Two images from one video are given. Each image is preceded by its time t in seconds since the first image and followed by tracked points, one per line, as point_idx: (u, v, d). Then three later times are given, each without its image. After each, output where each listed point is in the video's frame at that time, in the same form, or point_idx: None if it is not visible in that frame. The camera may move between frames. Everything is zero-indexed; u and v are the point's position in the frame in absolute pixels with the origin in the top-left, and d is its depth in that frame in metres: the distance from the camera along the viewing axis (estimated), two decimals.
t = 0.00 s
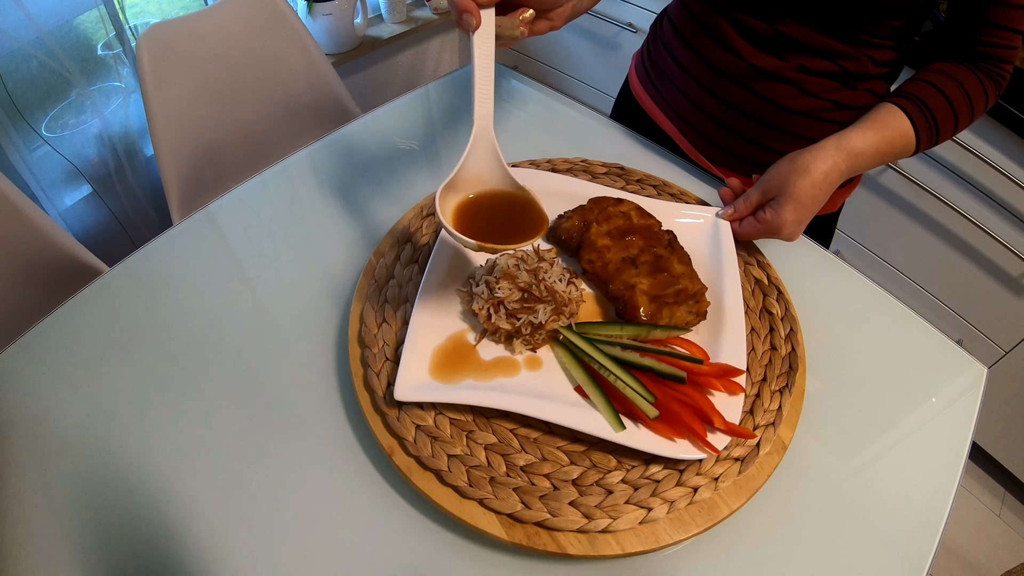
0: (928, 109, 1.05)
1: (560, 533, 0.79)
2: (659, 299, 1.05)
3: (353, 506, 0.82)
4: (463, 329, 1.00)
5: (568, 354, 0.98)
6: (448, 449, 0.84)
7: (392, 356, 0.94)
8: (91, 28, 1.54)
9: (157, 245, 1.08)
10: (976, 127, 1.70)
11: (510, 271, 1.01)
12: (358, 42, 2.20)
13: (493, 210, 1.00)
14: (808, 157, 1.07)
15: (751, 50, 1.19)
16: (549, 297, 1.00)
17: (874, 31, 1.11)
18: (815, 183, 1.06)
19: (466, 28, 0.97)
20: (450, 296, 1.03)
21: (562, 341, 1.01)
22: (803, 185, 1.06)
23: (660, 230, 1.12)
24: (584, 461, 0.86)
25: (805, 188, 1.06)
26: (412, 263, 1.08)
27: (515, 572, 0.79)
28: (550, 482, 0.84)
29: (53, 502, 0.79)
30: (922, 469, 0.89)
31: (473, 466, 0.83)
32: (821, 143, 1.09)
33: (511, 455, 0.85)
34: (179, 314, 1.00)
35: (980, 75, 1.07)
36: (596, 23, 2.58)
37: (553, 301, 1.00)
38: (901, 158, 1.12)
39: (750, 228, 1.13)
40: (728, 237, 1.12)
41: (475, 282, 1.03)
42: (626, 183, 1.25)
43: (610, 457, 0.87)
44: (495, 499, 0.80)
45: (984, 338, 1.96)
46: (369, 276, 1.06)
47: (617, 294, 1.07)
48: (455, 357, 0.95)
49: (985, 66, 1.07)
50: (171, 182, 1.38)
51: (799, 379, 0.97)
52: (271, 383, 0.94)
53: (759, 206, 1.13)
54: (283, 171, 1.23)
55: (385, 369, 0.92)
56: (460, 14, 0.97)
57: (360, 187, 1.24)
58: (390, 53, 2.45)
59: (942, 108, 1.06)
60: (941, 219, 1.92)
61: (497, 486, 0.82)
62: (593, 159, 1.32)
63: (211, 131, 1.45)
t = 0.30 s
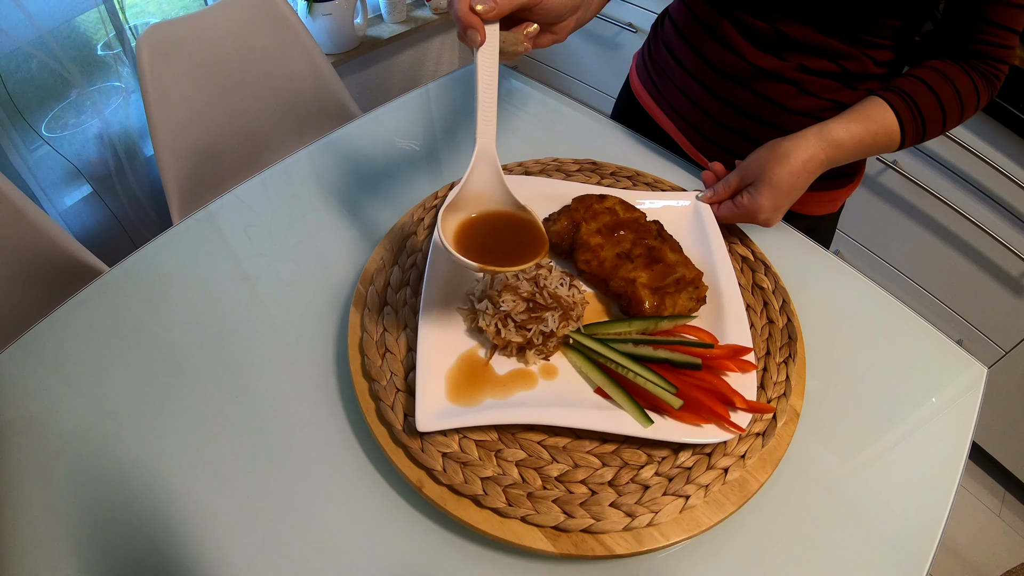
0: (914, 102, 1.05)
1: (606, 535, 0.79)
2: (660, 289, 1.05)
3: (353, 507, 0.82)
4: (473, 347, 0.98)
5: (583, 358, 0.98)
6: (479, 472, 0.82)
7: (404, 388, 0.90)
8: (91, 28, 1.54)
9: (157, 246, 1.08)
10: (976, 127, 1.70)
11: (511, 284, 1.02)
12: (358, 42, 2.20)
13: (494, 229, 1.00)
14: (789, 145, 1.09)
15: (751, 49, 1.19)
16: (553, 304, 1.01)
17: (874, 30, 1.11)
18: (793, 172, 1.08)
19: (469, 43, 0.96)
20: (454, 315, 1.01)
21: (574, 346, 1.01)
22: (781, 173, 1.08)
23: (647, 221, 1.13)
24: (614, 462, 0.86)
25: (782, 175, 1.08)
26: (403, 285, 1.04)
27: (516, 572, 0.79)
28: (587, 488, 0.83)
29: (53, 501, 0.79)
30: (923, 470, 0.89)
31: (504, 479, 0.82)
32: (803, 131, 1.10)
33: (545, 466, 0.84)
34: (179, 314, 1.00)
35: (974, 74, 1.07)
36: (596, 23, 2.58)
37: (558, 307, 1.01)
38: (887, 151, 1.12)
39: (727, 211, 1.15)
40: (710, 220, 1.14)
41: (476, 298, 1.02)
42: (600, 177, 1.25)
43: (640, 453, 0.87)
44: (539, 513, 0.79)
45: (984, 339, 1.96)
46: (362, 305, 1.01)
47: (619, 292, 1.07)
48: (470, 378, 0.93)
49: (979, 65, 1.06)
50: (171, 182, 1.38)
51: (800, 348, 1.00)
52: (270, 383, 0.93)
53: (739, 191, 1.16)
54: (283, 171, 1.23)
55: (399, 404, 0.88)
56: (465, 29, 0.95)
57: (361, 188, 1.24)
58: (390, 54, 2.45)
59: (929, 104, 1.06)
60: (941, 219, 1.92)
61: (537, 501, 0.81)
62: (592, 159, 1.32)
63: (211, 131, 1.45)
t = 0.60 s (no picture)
0: (899, 99, 1.05)
1: (652, 528, 0.80)
2: (660, 278, 1.06)
3: (353, 507, 0.82)
4: (487, 365, 0.96)
5: (598, 358, 0.99)
6: (519, 490, 0.81)
7: (426, 418, 0.87)
8: (91, 28, 1.54)
9: (157, 246, 1.08)
10: (976, 127, 1.70)
11: (515, 294, 1.00)
12: (358, 41, 2.20)
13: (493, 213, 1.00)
14: (767, 135, 1.09)
15: (751, 50, 1.19)
16: (561, 311, 0.99)
17: (872, 30, 1.10)
18: (767, 162, 1.09)
19: (472, 32, 0.96)
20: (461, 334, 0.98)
21: (587, 347, 1.01)
22: (757, 164, 1.10)
23: (630, 213, 1.14)
24: (645, 460, 0.86)
25: (758, 166, 1.09)
26: (400, 311, 1.00)
27: (516, 572, 0.79)
28: (625, 486, 0.84)
29: (53, 501, 0.79)
30: (922, 470, 0.89)
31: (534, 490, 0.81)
32: (784, 121, 1.11)
33: (581, 473, 0.84)
34: (178, 314, 1.00)
35: (963, 73, 1.07)
36: (596, 23, 2.58)
37: (566, 313, 1.00)
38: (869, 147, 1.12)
39: (703, 196, 1.18)
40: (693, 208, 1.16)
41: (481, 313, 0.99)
42: (573, 176, 1.25)
43: (669, 443, 0.89)
44: (585, 520, 0.79)
45: (984, 339, 1.96)
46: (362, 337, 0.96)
47: (620, 288, 1.08)
48: (489, 398, 0.91)
49: (970, 63, 1.06)
50: (170, 182, 1.38)
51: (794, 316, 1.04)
52: (270, 383, 0.94)
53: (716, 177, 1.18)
54: (283, 171, 1.23)
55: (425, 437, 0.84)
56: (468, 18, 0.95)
57: (361, 187, 1.24)
58: (390, 54, 2.45)
59: (916, 103, 1.05)
60: (941, 220, 1.92)
61: (582, 507, 0.81)
62: (592, 159, 1.32)
63: (211, 131, 1.45)
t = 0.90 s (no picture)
0: (910, 107, 1.04)
1: (682, 517, 0.82)
2: (659, 272, 1.07)
3: (353, 506, 0.82)
4: (501, 377, 0.94)
5: (609, 358, 0.99)
6: (549, 499, 0.81)
7: (446, 438, 0.85)
8: (91, 28, 1.54)
9: (157, 246, 1.08)
10: (976, 127, 1.70)
11: (519, 304, 0.99)
12: (358, 42, 2.20)
13: (466, 187, 1.03)
14: (781, 152, 1.06)
15: (750, 50, 1.19)
16: (567, 316, 0.99)
17: (870, 28, 1.10)
18: (783, 179, 1.07)
19: (456, 14, 0.99)
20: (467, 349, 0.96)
21: (595, 348, 1.00)
22: (774, 181, 1.07)
23: (617, 210, 1.15)
24: (669, 455, 0.87)
25: (776, 183, 1.07)
26: (400, 331, 0.97)
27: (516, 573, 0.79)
28: (650, 482, 0.84)
29: (54, 500, 0.80)
30: (922, 470, 0.89)
31: (555, 495, 0.81)
32: (795, 135, 1.08)
33: (606, 474, 0.84)
34: (179, 314, 1.00)
35: (969, 74, 1.06)
36: (596, 23, 2.58)
37: (571, 316, 0.99)
38: (881, 155, 1.11)
39: (719, 220, 1.16)
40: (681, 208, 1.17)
41: (486, 327, 0.97)
42: (552, 176, 1.25)
43: (687, 433, 0.89)
44: (619, 519, 0.80)
45: (984, 339, 1.96)
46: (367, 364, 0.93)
47: (621, 285, 1.09)
48: (507, 412, 0.89)
49: (974, 65, 1.06)
50: (170, 182, 1.38)
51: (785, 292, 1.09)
52: (269, 382, 0.94)
53: (728, 198, 1.15)
54: (283, 170, 1.23)
55: (448, 463, 0.82)
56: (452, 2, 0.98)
57: (361, 187, 1.24)
58: (390, 53, 2.45)
59: (926, 109, 1.04)
60: (941, 220, 1.92)
61: (613, 507, 0.81)
62: (591, 159, 1.32)
63: (211, 131, 1.45)
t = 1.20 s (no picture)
0: (911, 115, 1.04)
1: (686, 515, 0.82)
2: (657, 270, 1.07)
3: (353, 506, 0.82)
4: (503, 378, 0.94)
5: (612, 359, 0.99)
6: (554, 499, 0.81)
7: (449, 441, 0.85)
8: (91, 28, 1.54)
9: (157, 246, 1.08)
10: (976, 127, 1.70)
11: (520, 305, 0.99)
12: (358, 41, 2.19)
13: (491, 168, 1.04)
14: (782, 168, 1.07)
15: (750, 50, 1.19)
16: (568, 317, 0.99)
17: (870, 28, 1.10)
18: (786, 192, 1.07)
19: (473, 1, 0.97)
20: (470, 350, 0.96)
21: (597, 349, 1.01)
22: (776, 197, 1.07)
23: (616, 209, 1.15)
24: (673, 454, 0.87)
25: (778, 199, 1.07)
26: (400, 334, 0.97)
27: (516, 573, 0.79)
28: (654, 481, 0.84)
29: (55, 500, 0.80)
30: (922, 470, 0.89)
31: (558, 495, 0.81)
32: (795, 149, 1.09)
33: (609, 473, 0.84)
34: (179, 314, 1.00)
35: (969, 77, 1.05)
36: (597, 23, 2.58)
37: (572, 316, 0.99)
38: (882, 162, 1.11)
39: (724, 237, 1.14)
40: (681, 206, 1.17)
41: (487, 329, 0.97)
42: (549, 176, 1.25)
43: (690, 430, 0.90)
44: (623, 518, 0.80)
45: (984, 339, 1.96)
46: (367, 367, 0.92)
47: (620, 284, 1.09)
48: (510, 414, 0.89)
49: (974, 67, 1.05)
50: (170, 182, 1.38)
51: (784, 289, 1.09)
52: (269, 383, 0.94)
53: (731, 216, 1.14)
54: (283, 171, 1.23)
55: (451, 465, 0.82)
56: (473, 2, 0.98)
57: (361, 187, 1.24)
58: (390, 54, 2.45)
59: (927, 116, 1.04)
60: (941, 220, 1.92)
61: (618, 506, 0.81)
62: (592, 159, 1.32)
63: (211, 131, 1.45)
